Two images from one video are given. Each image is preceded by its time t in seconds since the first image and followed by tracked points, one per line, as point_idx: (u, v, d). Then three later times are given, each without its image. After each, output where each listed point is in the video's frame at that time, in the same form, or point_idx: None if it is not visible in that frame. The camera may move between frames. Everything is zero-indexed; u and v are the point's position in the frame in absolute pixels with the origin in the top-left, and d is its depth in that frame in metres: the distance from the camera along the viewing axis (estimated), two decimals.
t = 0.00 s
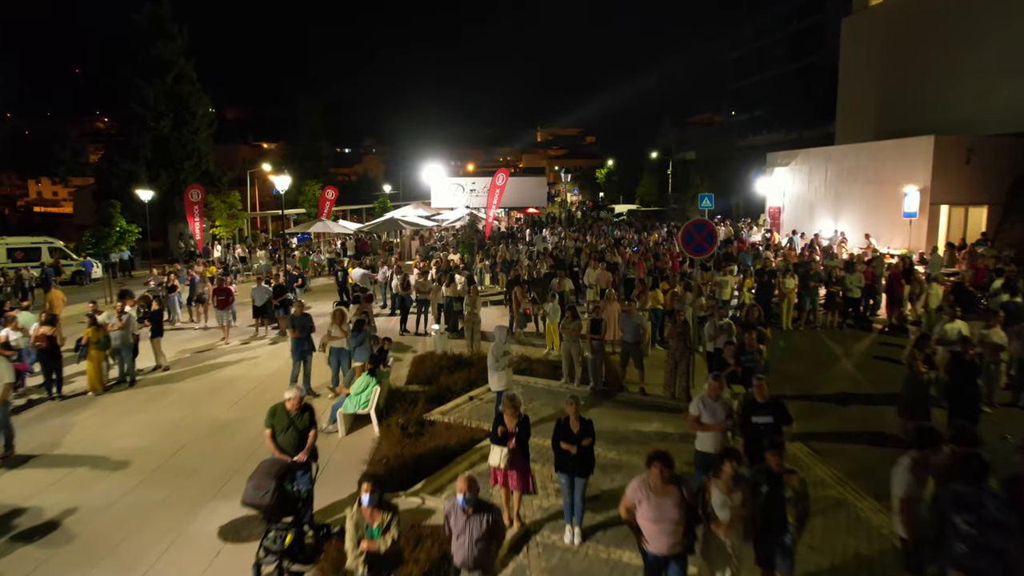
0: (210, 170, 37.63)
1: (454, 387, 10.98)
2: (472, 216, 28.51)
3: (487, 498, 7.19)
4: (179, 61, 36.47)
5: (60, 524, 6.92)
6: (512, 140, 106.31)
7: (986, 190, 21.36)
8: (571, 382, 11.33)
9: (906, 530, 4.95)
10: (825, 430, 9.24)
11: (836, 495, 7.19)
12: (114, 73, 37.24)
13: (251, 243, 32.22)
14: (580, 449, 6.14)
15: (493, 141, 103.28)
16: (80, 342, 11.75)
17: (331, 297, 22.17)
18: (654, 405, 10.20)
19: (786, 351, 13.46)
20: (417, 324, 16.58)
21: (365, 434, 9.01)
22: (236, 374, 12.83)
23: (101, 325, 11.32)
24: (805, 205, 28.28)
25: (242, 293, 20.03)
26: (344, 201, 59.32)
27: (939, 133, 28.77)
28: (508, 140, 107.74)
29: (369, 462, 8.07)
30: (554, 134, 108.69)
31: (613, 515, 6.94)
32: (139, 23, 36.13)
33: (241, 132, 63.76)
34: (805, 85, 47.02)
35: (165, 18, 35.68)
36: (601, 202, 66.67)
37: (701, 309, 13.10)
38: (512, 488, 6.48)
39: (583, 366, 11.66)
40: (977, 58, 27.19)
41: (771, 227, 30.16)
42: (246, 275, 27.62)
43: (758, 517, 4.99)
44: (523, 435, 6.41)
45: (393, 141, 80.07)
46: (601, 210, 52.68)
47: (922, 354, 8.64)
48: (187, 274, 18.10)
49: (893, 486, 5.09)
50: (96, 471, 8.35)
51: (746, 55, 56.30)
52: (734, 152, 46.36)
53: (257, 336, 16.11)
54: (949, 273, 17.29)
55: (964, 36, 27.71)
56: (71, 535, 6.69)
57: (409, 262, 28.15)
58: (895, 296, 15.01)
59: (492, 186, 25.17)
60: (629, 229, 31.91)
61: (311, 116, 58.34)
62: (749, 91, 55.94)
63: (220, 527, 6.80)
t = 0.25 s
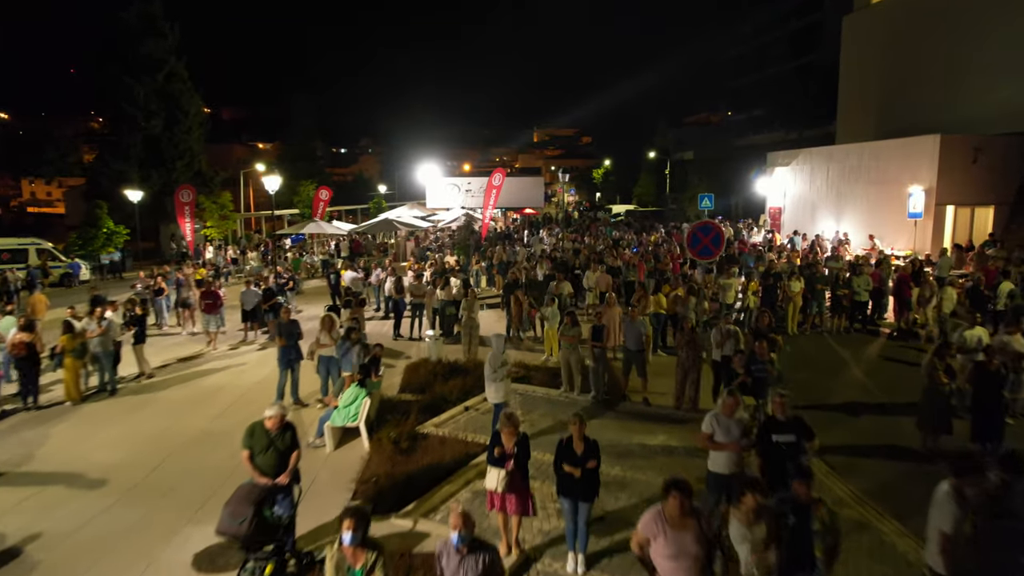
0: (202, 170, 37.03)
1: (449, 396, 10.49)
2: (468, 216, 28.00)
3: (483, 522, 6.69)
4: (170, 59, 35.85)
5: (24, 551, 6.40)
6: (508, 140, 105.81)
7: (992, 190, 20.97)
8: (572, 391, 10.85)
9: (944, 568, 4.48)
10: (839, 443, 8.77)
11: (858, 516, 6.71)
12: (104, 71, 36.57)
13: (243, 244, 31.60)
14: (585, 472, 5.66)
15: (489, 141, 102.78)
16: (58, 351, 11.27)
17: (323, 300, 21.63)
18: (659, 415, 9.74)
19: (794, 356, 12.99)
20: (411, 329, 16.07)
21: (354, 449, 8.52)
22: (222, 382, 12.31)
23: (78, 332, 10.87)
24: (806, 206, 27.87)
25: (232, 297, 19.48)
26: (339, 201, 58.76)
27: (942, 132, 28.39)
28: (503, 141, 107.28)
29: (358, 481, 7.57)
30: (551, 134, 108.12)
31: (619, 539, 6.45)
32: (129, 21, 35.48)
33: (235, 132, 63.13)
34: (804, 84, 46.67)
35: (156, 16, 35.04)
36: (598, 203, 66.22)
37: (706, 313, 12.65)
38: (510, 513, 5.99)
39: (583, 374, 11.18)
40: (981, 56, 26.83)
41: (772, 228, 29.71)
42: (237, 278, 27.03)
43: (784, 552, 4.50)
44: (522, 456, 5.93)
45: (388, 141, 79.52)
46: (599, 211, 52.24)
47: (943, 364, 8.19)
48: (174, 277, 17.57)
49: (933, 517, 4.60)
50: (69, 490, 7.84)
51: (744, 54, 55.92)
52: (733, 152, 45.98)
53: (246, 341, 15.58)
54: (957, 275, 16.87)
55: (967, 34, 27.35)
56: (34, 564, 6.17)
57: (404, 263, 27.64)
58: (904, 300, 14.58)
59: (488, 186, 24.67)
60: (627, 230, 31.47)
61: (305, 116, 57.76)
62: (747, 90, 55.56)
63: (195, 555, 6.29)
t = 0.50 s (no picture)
0: (190, 169, 36.37)
1: (441, 406, 10.01)
2: (461, 217, 27.50)
3: (476, 548, 6.20)
4: (157, 57, 35.15)
5: None
6: (501, 140, 105.23)
7: (994, 190, 20.64)
8: (569, 401, 10.37)
9: None
10: (850, 455, 8.35)
11: (877, 539, 6.30)
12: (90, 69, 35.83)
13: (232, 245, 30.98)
14: (587, 498, 5.22)
15: (482, 142, 102.17)
16: (31, 360, 10.76)
17: (312, 303, 21.08)
18: (662, 427, 9.29)
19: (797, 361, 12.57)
20: (402, 333, 15.57)
21: (340, 466, 8.04)
22: (204, 390, 11.77)
23: (49, 341, 10.36)
24: (804, 206, 27.52)
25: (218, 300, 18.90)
26: (331, 201, 58.14)
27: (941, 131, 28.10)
28: (497, 141, 106.79)
29: (343, 501, 7.11)
30: (544, 134, 107.48)
31: (622, 567, 6.00)
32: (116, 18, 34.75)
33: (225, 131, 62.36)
34: (800, 83, 46.36)
35: (142, 13, 34.34)
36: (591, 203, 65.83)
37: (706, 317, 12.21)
38: (506, 541, 5.53)
39: (581, 383, 10.71)
40: (979, 55, 26.54)
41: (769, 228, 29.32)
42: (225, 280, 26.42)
43: None
44: (519, 480, 5.48)
45: (381, 141, 78.85)
46: (593, 211, 51.79)
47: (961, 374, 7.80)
48: (159, 280, 17.00)
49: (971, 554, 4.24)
50: (34, 512, 7.32)
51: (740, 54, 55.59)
52: (728, 151, 45.62)
53: (231, 347, 15.02)
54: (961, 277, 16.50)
55: (966, 32, 27.05)
56: None
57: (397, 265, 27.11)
58: (909, 303, 14.19)
59: (481, 187, 24.18)
60: (623, 231, 31.05)
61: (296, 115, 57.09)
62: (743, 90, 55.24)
63: None
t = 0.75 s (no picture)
0: (176, 169, 35.63)
1: (429, 419, 9.53)
2: (452, 217, 26.98)
3: None
4: (141, 54, 34.37)
5: None
6: (493, 140, 104.70)
7: (993, 190, 20.30)
8: (563, 412, 9.89)
9: None
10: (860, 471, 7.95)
11: (896, 567, 5.88)
12: (72, 67, 34.94)
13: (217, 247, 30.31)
14: (588, 532, 4.79)
15: (474, 141, 101.61)
16: None
17: (299, 307, 20.50)
18: (662, 439, 8.87)
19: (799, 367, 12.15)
20: (390, 339, 15.03)
21: (320, 486, 7.54)
22: (181, 402, 11.21)
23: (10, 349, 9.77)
24: (800, 206, 27.19)
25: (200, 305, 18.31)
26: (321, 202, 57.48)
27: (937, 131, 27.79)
28: (488, 140, 106.27)
29: (323, 527, 6.61)
30: (536, 134, 106.98)
31: None
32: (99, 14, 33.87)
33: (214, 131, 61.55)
34: (794, 83, 46.07)
35: (126, 9, 33.55)
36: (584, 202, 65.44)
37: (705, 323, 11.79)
38: None
39: (577, 393, 10.24)
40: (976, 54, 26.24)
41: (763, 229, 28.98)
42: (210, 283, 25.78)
43: None
44: (512, 510, 5.01)
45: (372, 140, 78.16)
46: (586, 211, 51.35)
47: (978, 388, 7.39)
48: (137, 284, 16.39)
49: None
50: None
51: (733, 53, 55.26)
52: (721, 151, 45.29)
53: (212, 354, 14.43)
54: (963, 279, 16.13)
55: (962, 31, 26.75)
56: None
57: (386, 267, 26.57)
58: (911, 307, 13.80)
59: (473, 187, 23.65)
60: (616, 232, 30.62)
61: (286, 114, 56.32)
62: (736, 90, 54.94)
63: None
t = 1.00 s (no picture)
0: (162, 169, 34.98)
1: (416, 432, 9.02)
2: (443, 218, 26.51)
3: None
4: (124, 51, 33.67)
5: None
6: (485, 141, 104.33)
7: (992, 190, 19.95)
8: (559, 424, 9.41)
9: None
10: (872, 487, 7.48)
11: None
12: (54, 64, 34.27)
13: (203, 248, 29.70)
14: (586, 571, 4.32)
15: (466, 142, 101.10)
16: None
17: (285, 310, 19.94)
18: (662, 454, 8.38)
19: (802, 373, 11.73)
20: (377, 346, 14.51)
21: (298, 510, 7.02)
22: (155, 413, 10.65)
23: None
24: (796, 206, 26.85)
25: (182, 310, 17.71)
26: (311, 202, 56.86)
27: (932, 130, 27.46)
28: (481, 140, 105.84)
29: (298, 556, 6.10)
30: (528, 134, 106.50)
31: None
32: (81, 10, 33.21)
33: (201, 130, 60.77)
34: (787, 82, 45.81)
35: (108, 5, 32.84)
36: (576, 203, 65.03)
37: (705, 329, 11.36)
38: None
39: (572, 403, 9.75)
40: (972, 52, 25.91)
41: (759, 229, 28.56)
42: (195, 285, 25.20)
43: None
44: (503, 546, 4.53)
45: (363, 141, 77.63)
46: (579, 211, 50.97)
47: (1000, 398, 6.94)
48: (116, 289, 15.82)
49: None
50: None
51: (726, 52, 55.02)
52: (715, 151, 44.98)
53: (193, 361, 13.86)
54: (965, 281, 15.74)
55: (958, 28, 26.43)
56: None
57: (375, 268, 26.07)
58: (915, 310, 13.39)
59: (465, 187, 23.14)
60: (610, 233, 30.20)
61: (274, 113, 55.65)
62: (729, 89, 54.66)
63: None
